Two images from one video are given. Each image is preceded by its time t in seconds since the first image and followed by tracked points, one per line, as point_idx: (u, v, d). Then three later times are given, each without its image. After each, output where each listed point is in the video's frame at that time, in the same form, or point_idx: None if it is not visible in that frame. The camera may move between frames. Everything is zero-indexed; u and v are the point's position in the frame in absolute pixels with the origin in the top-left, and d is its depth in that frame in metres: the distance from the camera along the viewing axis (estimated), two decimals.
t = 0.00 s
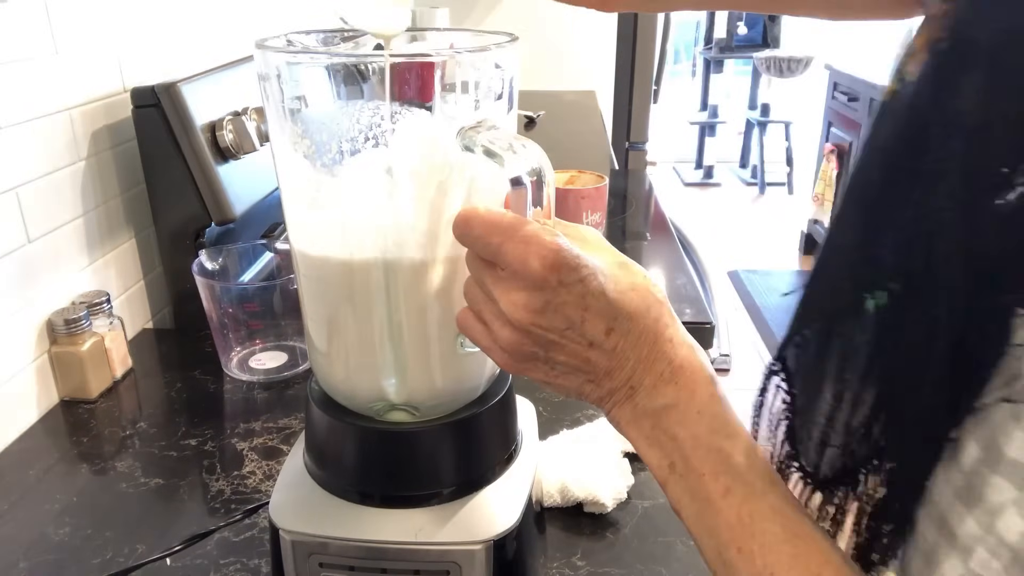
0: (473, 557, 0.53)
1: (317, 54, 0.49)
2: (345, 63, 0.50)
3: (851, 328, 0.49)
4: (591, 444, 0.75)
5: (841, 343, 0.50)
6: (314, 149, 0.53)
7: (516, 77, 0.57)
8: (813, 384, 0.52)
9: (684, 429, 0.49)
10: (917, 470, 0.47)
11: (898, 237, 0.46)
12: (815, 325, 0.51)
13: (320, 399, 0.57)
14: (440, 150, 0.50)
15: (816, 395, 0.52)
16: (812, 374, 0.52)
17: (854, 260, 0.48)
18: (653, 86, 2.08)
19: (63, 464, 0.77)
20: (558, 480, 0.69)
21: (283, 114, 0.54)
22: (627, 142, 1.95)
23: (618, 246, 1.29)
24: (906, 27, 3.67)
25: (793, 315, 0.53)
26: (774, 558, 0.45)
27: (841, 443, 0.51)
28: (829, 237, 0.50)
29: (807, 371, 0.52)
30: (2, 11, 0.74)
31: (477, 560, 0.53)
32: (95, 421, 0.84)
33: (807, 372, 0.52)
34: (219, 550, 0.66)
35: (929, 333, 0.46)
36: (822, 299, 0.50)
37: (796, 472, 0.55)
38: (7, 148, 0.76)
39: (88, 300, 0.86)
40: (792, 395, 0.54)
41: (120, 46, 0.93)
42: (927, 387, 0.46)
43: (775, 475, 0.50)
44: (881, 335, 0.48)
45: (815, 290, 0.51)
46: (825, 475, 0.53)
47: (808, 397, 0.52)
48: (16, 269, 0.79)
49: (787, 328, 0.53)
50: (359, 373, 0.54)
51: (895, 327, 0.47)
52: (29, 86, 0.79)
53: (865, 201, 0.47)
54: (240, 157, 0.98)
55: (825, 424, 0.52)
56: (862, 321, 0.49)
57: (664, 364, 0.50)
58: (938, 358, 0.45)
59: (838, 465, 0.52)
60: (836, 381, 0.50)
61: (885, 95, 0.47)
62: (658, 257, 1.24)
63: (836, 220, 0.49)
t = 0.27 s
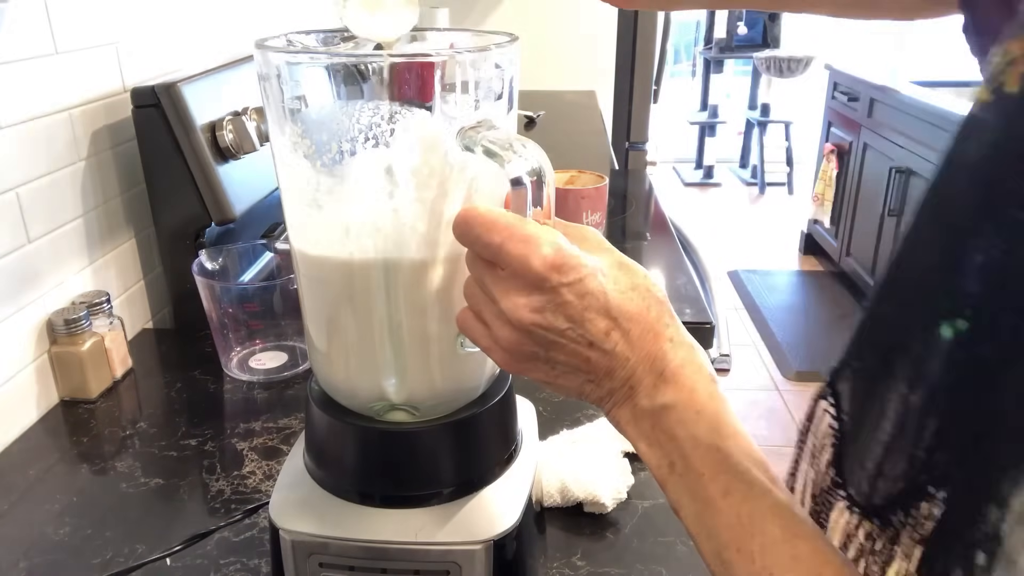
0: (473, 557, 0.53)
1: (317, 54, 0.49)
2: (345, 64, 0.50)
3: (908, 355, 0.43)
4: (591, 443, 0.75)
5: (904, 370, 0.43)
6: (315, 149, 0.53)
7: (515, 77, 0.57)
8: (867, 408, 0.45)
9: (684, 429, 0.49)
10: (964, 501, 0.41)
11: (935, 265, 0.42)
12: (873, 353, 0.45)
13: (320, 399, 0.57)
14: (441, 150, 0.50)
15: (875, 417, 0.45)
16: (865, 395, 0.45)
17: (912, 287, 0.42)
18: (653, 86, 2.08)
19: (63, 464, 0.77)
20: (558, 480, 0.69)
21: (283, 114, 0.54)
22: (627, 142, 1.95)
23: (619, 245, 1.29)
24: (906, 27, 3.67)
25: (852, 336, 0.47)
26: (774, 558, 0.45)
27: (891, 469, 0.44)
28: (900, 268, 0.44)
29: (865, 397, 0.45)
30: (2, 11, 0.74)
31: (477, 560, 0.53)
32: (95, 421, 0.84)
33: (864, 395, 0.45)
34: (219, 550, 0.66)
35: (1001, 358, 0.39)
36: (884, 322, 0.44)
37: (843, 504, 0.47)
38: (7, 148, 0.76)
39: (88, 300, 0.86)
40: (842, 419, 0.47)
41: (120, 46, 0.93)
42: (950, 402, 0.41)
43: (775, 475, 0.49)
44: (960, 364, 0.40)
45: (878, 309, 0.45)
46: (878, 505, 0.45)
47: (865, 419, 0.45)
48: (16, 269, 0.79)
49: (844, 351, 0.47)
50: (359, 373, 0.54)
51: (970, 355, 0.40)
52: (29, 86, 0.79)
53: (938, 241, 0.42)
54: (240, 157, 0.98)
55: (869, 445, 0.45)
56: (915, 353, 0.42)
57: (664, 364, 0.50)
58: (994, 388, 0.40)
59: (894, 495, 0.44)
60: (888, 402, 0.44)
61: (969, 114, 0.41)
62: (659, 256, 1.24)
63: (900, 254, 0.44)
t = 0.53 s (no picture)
0: (473, 557, 0.53)
1: (316, 54, 0.49)
2: (344, 63, 0.50)
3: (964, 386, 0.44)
4: (592, 443, 0.75)
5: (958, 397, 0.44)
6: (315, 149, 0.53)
7: (515, 77, 0.57)
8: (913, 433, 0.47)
9: (685, 428, 0.49)
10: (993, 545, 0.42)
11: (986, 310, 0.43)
12: (924, 377, 0.46)
13: (320, 399, 0.57)
14: (441, 149, 0.50)
15: (921, 444, 0.46)
16: (913, 421, 0.47)
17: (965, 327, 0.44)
18: (653, 87, 2.08)
19: (63, 464, 0.77)
20: (558, 480, 0.69)
21: (283, 114, 0.54)
22: (627, 142, 1.95)
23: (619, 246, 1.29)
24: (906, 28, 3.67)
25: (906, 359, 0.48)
26: (778, 557, 0.45)
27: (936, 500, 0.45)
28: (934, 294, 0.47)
29: (910, 423, 0.47)
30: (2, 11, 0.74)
31: (476, 559, 0.53)
32: (95, 421, 0.84)
33: (914, 420, 0.47)
34: (219, 550, 0.66)
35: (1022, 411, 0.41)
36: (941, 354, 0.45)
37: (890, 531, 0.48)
38: (7, 148, 0.76)
39: (88, 300, 0.86)
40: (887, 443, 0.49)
41: (120, 46, 0.93)
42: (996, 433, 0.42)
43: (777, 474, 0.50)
44: (1018, 390, 0.41)
45: (933, 337, 0.46)
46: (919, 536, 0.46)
47: (912, 447, 0.47)
48: (16, 269, 0.79)
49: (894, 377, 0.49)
50: (359, 372, 0.54)
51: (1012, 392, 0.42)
52: (29, 87, 0.79)
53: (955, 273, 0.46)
54: (240, 157, 0.98)
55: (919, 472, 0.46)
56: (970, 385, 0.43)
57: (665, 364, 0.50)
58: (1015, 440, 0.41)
59: (939, 522, 0.45)
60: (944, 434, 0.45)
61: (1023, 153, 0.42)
62: (659, 256, 1.24)
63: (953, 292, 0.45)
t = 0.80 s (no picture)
0: (473, 557, 0.53)
1: (317, 53, 0.49)
2: (345, 63, 0.50)
3: (996, 401, 0.49)
4: (592, 444, 0.75)
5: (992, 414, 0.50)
6: (316, 149, 0.53)
7: (516, 76, 0.57)
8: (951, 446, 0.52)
9: (688, 428, 0.49)
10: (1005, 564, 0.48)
11: (1016, 335, 0.49)
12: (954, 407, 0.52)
13: (320, 399, 0.57)
14: (441, 149, 0.50)
15: (954, 459, 0.52)
16: (950, 433, 0.52)
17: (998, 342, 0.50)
18: (654, 87, 2.08)
19: (63, 464, 0.77)
20: (558, 480, 0.69)
21: (283, 114, 0.54)
22: (627, 142, 1.95)
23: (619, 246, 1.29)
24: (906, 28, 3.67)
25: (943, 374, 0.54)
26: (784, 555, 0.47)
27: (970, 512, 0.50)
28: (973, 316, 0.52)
29: (944, 436, 0.53)
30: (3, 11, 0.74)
31: (477, 559, 0.53)
32: (95, 421, 0.84)
33: (947, 435, 0.52)
34: (219, 550, 0.66)
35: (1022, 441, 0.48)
36: (977, 369, 0.51)
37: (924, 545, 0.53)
38: (7, 148, 0.76)
39: (88, 300, 0.86)
40: (921, 454, 0.54)
41: (120, 46, 0.93)
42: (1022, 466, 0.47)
43: (780, 472, 0.51)
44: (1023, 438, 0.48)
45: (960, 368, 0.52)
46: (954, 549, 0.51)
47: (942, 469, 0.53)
48: (15, 270, 0.79)
49: (932, 390, 0.54)
50: (362, 372, 0.54)
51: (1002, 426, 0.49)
52: (30, 87, 0.79)
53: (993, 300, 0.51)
54: (240, 157, 0.98)
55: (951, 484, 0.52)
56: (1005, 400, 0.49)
57: (669, 364, 0.50)
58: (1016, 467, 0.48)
59: (973, 537, 0.50)
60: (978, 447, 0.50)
61: None
62: (659, 256, 1.24)
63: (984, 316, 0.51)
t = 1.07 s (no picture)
0: (472, 556, 0.53)
1: (317, 54, 0.49)
2: (345, 63, 0.50)
3: (1007, 407, 0.56)
4: (591, 444, 0.75)
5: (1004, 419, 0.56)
6: (316, 150, 0.53)
7: (516, 76, 0.57)
8: (965, 448, 0.59)
9: (686, 427, 0.49)
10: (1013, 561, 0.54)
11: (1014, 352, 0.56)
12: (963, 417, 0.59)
13: (320, 399, 0.57)
14: (441, 149, 0.50)
15: (967, 461, 0.59)
16: (963, 435, 0.59)
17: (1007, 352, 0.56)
18: (654, 87, 2.08)
19: (63, 464, 0.77)
20: (558, 480, 0.69)
21: (283, 115, 0.54)
22: (627, 142, 1.95)
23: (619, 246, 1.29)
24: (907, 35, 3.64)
25: (955, 377, 0.60)
26: (783, 553, 0.47)
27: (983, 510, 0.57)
28: (981, 326, 0.59)
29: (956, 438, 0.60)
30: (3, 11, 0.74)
31: (476, 559, 0.53)
32: (95, 421, 0.84)
33: (961, 437, 0.59)
34: (219, 550, 0.66)
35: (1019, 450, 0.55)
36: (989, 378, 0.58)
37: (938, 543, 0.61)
38: (7, 148, 0.76)
39: (88, 300, 0.86)
40: (936, 453, 0.61)
41: (120, 46, 0.93)
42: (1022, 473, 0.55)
43: (779, 471, 0.51)
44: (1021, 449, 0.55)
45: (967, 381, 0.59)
46: (966, 551, 0.59)
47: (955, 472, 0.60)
48: (15, 270, 0.79)
49: (942, 395, 0.61)
50: (361, 372, 0.54)
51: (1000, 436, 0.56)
52: (30, 87, 0.79)
53: (1000, 313, 0.57)
54: (240, 157, 0.98)
55: (964, 484, 0.59)
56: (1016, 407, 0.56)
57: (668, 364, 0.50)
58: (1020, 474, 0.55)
59: (984, 538, 0.57)
60: (990, 451, 0.57)
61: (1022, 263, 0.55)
62: (659, 256, 1.24)
63: (989, 328, 0.58)
